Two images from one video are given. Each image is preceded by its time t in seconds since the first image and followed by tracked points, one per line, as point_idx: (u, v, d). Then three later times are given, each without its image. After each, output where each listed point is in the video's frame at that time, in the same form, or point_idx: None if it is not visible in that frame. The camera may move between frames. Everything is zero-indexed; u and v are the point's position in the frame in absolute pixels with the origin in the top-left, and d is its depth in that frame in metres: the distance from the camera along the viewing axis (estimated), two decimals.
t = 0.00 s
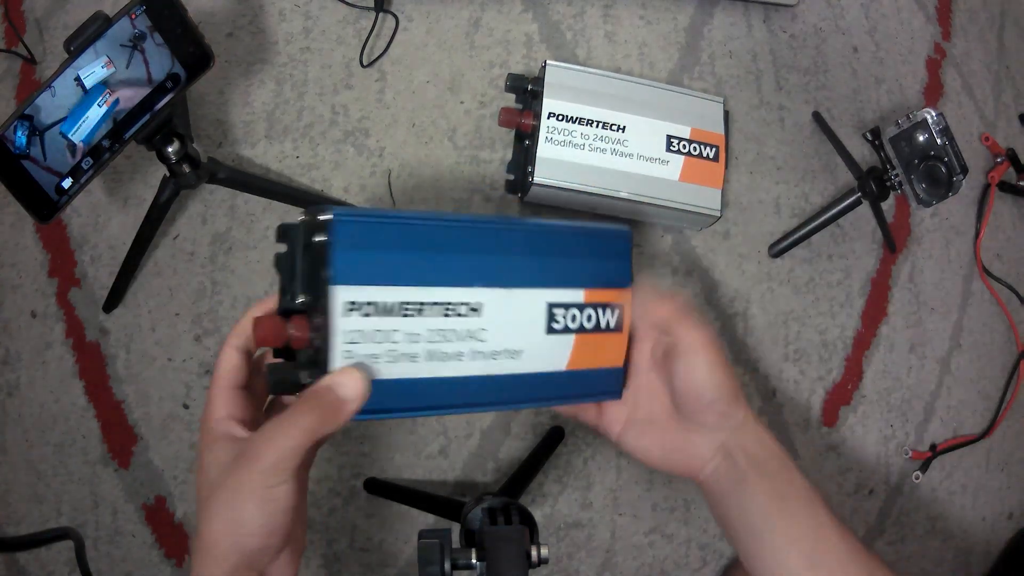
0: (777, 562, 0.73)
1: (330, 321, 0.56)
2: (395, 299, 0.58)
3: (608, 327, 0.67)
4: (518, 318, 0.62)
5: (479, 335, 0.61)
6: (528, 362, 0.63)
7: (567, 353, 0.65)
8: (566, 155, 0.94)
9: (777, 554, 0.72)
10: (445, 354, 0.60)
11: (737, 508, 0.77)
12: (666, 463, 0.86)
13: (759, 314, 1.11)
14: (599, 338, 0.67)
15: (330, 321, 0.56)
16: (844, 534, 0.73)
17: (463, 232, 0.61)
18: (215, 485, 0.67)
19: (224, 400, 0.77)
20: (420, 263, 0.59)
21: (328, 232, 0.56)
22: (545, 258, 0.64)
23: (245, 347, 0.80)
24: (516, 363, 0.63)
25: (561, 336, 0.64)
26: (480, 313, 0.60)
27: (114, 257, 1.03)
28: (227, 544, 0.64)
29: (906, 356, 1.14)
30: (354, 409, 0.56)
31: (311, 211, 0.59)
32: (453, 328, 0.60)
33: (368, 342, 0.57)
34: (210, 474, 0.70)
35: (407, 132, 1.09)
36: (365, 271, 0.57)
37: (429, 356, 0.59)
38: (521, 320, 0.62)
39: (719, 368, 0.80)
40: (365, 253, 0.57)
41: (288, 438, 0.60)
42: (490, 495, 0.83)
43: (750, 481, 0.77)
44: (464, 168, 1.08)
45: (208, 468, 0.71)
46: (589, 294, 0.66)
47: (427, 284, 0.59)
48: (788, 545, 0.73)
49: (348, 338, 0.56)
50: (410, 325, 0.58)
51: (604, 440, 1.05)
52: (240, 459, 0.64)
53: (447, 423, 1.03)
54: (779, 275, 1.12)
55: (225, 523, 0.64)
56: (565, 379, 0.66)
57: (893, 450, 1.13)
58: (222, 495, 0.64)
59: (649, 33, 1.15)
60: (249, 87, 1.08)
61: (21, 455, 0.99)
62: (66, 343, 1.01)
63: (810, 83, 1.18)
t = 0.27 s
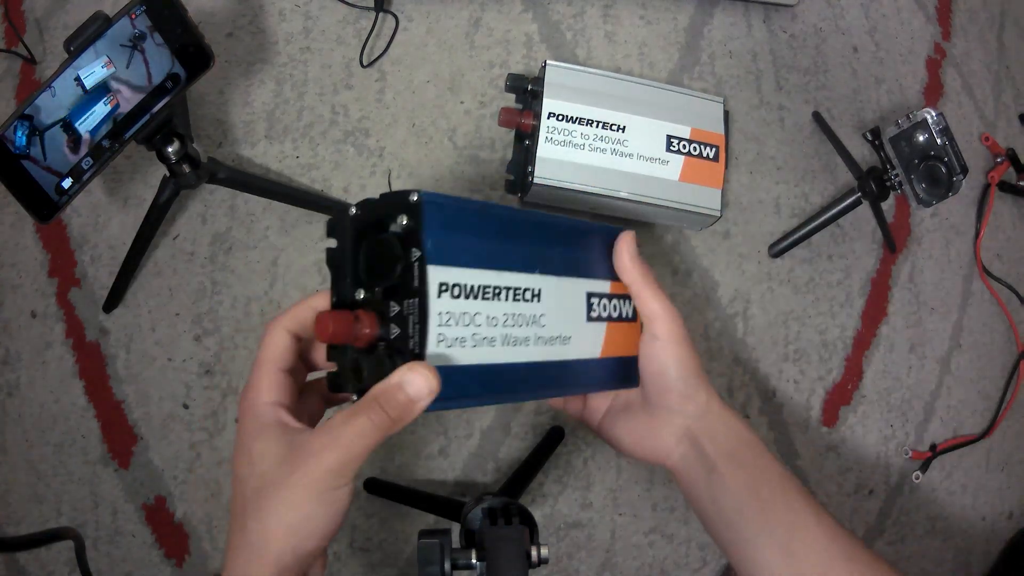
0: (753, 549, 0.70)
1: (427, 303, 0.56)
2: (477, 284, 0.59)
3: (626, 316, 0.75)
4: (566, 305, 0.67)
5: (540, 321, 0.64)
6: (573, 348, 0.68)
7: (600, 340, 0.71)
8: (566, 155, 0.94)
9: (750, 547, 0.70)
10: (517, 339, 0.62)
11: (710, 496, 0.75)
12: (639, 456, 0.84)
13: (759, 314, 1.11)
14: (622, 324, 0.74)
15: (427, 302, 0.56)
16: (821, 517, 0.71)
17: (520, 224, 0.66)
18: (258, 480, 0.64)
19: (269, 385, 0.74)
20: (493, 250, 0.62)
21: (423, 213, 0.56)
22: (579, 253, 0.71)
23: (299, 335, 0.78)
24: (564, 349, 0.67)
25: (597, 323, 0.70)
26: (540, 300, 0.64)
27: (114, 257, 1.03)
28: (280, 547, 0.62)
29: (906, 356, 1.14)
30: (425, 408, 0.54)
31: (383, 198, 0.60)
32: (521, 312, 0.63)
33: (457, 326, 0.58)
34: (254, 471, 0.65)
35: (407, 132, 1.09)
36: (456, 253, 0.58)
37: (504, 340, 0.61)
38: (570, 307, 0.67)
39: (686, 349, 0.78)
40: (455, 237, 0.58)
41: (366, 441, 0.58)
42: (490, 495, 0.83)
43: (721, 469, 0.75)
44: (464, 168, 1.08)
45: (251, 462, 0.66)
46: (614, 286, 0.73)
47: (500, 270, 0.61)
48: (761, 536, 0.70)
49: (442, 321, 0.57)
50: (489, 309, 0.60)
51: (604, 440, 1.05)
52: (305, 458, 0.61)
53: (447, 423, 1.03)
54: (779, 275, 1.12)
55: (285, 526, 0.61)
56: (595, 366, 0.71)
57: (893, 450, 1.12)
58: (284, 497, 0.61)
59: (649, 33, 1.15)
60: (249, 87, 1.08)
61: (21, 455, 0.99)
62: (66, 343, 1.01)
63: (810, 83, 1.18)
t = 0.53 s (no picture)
0: (757, 540, 0.70)
1: (472, 287, 0.54)
2: (515, 270, 0.58)
3: (635, 309, 0.75)
4: (587, 295, 0.66)
5: (567, 309, 0.63)
6: (594, 339, 0.67)
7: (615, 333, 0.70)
8: (566, 155, 0.94)
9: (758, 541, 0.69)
10: (549, 328, 0.61)
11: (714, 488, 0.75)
12: (642, 450, 0.84)
13: (759, 314, 1.11)
14: (633, 317, 0.74)
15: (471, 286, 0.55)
16: (826, 509, 0.70)
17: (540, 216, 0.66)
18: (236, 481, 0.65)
19: (266, 382, 0.74)
20: (523, 238, 0.61)
21: (460, 201, 0.56)
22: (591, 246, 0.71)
23: (312, 335, 0.78)
24: (587, 339, 0.66)
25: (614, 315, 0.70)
26: (565, 288, 0.64)
27: (114, 257, 1.03)
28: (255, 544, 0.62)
29: (906, 356, 1.14)
30: (389, 388, 0.55)
31: (409, 189, 0.59)
32: (551, 301, 0.62)
33: (499, 313, 0.56)
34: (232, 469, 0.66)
35: (407, 132, 1.09)
36: (491, 240, 0.57)
37: (539, 327, 0.60)
38: (590, 298, 0.66)
39: (689, 341, 0.78)
40: (488, 225, 0.58)
41: (328, 429, 0.58)
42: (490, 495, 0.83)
43: (724, 460, 0.75)
44: (464, 168, 1.08)
45: (230, 461, 0.67)
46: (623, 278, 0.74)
47: (531, 257, 0.61)
48: (769, 529, 0.69)
49: (485, 306, 0.55)
50: (526, 296, 0.59)
51: (604, 440, 1.05)
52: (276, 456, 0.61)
53: (447, 423, 1.03)
54: (779, 275, 1.12)
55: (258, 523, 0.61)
56: (610, 359, 0.70)
57: (893, 450, 1.12)
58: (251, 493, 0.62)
59: (649, 33, 1.15)
60: (249, 87, 1.08)
61: (21, 455, 0.99)
62: (66, 343, 1.01)
63: (810, 83, 1.18)
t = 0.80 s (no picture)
0: (756, 543, 0.70)
1: (473, 274, 0.54)
2: (518, 259, 0.58)
3: (637, 304, 0.74)
4: (590, 288, 0.66)
5: (569, 301, 0.63)
6: (595, 333, 0.67)
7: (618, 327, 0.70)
8: (566, 155, 0.94)
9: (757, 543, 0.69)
10: (552, 319, 0.60)
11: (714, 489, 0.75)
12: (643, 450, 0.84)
13: (759, 314, 1.11)
14: (635, 312, 0.74)
15: (473, 273, 0.54)
16: (826, 513, 0.70)
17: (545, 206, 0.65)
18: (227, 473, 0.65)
19: (254, 372, 0.74)
20: (527, 227, 0.60)
21: (465, 186, 0.55)
22: (593, 239, 0.71)
23: (303, 326, 0.78)
24: (589, 332, 0.66)
25: (615, 309, 0.69)
26: (568, 280, 0.63)
27: (114, 257, 1.03)
28: (246, 543, 0.62)
29: (906, 356, 1.14)
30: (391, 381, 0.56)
31: (409, 173, 0.58)
32: (554, 291, 0.61)
33: (501, 301, 0.56)
34: (224, 463, 0.66)
35: (407, 132, 1.09)
36: (494, 227, 0.57)
37: (541, 318, 0.59)
38: (592, 291, 0.66)
39: (692, 340, 0.78)
40: (492, 211, 0.57)
41: (328, 424, 0.59)
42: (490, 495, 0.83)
43: (725, 462, 0.75)
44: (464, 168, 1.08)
45: (222, 454, 0.67)
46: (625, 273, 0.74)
47: (534, 247, 0.60)
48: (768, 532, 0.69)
49: (488, 294, 0.54)
50: (528, 285, 0.58)
51: (604, 440, 1.05)
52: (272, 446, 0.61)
53: (447, 423, 1.03)
54: (779, 275, 1.12)
55: (250, 521, 0.61)
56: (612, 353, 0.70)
57: (893, 450, 1.12)
58: (246, 490, 0.61)
59: (649, 33, 1.15)
60: (249, 87, 1.08)
61: (21, 455, 0.99)
62: (66, 343, 1.01)
63: (810, 83, 1.18)
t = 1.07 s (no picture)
0: (753, 545, 0.69)
1: (500, 232, 0.55)
2: (535, 231, 0.60)
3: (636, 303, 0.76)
4: (593, 277, 0.68)
5: (578, 283, 0.64)
6: (601, 321, 0.68)
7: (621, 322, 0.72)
8: (566, 155, 0.94)
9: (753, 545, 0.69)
10: (565, 295, 0.61)
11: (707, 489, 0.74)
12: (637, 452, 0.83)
13: (759, 314, 1.11)
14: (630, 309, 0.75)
15: (501, 231, 0.55)
16: (822, 511, 0.69)
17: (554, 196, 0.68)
18: (252, 430, 0.61)
19: (277, 328, 0.71)
20: (540, 205, 0.63)
21: (488, 151, 0.58)
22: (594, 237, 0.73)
23: (320, 288, 0.75)
24: (595, 320, 0.66)
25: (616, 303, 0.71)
26: (575, 263, 0.65)
27: (114, 257, 1.03)
28: (277, 505, 0.59)
29: (906, 357, 1.14)
30: (431, 326, 0.55)
31: (431, 149, 0.62)
32: (565, 271, 0.63)
33: (524, 264, 0.57)
34: (250, 420, 0.62)
35: (407, 132, 1.09)
36: (513, 196, 0.59)
37: (556, 292, 0.60)
38: (596, 280, 0.68)
39: (679, 334, 0.77)
40: (511, 181, 0.60)
41: (371, 373, 0.57)
42: (490, 495, 0.83)
43: (720, 460, 0.74)
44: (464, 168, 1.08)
45: (248, 409, 0.63)
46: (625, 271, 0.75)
47: (547, 225, 0.62)
48: (764, 533, 0.69)
49: (512, 253, 0.56)
50: (545, 257, 0.60)
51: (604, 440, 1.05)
52: (307, 401, 0.59)
53: (447, 423, 1.03)
54: (779, 275, 1.12)
55: (283, 479, 0.58)
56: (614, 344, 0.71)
57: (893, 450, 1.12)
58: (283, 447, 0.58)
59: (649, 33, 1.15)
60: (249, 86, 1.08)
61: (21, 455, 0.99)
62: (66, 343, 1.01)
63: (810, 83, 1.18)
